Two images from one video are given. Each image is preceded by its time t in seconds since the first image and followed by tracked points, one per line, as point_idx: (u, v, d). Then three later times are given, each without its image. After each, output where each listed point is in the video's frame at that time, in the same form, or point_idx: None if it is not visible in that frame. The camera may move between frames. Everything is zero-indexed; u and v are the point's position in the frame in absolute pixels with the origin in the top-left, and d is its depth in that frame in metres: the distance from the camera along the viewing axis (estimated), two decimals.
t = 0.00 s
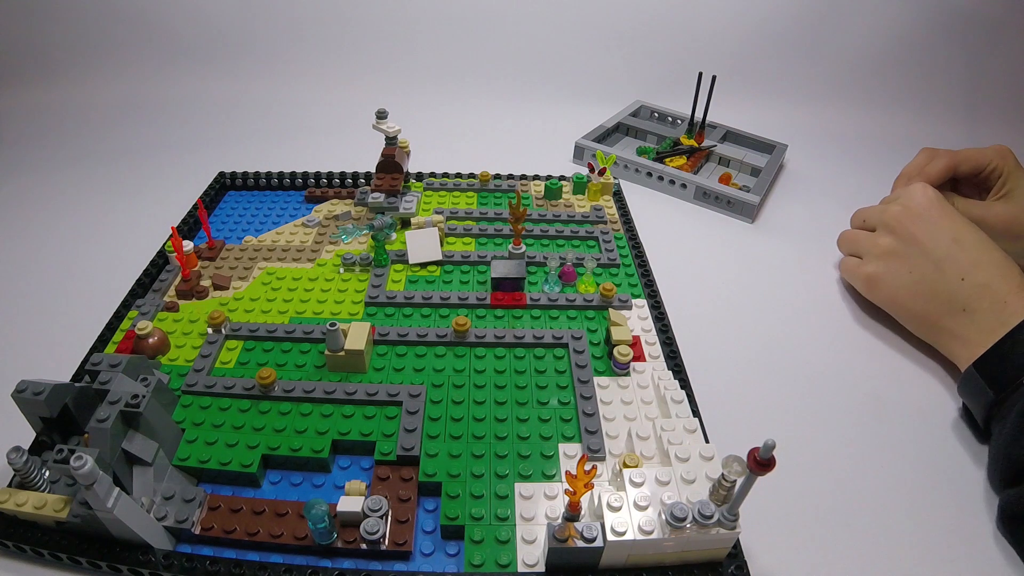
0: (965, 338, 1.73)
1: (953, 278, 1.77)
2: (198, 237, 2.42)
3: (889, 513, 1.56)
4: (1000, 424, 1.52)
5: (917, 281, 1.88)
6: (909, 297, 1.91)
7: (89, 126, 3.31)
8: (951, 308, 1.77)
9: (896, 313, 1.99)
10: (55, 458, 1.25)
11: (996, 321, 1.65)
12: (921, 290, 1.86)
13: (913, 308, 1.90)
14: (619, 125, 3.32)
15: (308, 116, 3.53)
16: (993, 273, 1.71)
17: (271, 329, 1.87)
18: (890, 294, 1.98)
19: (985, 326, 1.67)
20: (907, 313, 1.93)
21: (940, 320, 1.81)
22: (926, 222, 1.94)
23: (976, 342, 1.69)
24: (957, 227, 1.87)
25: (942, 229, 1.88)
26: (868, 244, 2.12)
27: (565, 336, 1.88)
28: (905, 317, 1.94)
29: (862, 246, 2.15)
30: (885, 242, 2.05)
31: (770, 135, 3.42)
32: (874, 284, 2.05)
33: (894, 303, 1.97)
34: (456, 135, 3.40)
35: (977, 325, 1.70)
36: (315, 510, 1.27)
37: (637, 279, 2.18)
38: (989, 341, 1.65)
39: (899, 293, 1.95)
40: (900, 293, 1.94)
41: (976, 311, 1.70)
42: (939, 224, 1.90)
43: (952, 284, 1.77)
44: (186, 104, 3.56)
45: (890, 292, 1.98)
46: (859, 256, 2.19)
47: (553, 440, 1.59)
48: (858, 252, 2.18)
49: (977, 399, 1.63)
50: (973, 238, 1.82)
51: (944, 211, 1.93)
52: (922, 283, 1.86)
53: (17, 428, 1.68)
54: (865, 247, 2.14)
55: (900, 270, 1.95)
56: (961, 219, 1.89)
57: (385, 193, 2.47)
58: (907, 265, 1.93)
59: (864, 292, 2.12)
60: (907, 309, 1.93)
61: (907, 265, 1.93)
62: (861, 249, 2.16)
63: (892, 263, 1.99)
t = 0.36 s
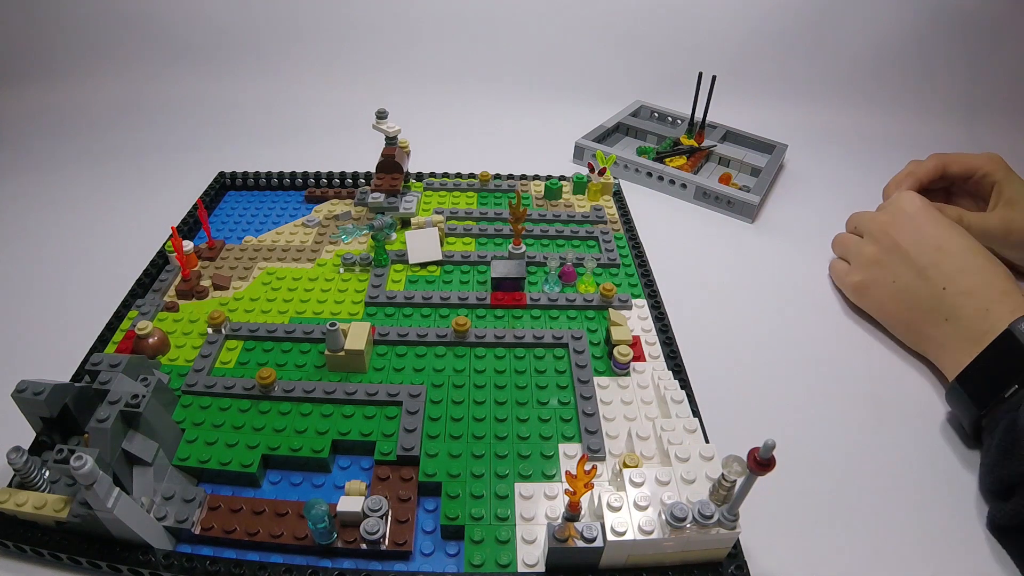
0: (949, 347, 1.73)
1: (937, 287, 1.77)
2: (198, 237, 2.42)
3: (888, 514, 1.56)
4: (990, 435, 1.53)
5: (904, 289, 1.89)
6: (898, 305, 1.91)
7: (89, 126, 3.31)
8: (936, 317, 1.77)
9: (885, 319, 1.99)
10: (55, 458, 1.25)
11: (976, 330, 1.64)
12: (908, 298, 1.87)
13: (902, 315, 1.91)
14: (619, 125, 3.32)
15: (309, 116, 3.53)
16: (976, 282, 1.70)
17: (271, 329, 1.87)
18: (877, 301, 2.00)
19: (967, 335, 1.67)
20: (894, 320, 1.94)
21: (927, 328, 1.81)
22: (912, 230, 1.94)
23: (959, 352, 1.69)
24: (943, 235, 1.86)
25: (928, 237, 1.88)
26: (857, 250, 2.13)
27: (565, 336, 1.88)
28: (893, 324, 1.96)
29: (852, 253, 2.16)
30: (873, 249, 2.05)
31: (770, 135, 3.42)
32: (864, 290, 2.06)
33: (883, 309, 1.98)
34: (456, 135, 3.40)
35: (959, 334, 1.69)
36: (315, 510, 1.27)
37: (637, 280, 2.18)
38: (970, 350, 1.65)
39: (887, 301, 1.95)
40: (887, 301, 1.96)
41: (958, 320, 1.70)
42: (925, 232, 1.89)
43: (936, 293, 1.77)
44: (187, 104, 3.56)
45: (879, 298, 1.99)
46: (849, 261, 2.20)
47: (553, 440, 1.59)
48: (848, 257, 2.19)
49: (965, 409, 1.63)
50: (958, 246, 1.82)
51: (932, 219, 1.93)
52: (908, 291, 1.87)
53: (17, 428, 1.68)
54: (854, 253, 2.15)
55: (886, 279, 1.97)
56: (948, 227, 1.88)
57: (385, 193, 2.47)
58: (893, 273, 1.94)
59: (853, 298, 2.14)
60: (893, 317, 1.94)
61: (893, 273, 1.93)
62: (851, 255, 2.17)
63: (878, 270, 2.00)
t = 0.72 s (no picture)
0: (959, 347, 1.73)
1: (951, 287, 1.77)
2: (198, 237, 2.42)
3: (888, 514, 1.56)
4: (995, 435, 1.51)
5: (918, 289, 1.88)
6: (911, 305, 1.91)
7: (88, 126, 3.32)
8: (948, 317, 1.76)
9: (899, 320, 1.99)
10: (55, 458, 1.25)
11: (988, 331, 1.63)
12: (922, 298, 1.86)
13: (915, 315, 1.90)
14: (619, 125, 3.32)
15: (308, 116, 3.53)
16: (991, 283, 1.69)
17: (271, 329, 1.87)
18: (892, 299, 2.00)
19: (978, 335, 1.66)
20: (907, 319, 1.94)
21: (939, 329, 1.80)
22: (927, 229, 1.93)
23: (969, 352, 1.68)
24: (959, 236, 1.85)
25: (944, 237, 1.87)
26: (871, 248, 2.13)
27: (565, 336, 1.88)
28: (906, 322, 1.95)
29: (865, 251, 2.16)
30: (887, 248, 2.05)
31: (770, 135, 3.43)
32: (878, 290, 2.06)
33: (896, 309, 1.98)
34: (456, 135, 3.40)
35: (971, 334, 1.68)
36: (315, 510, 1.27)
37: (636, 280, 2.18)
38: (981, 349, 1.64)
39: (902, 300, 1.95)
40: (901, 299, 1.96)
41: (970, 321, 1.69)
42: (941, 232, 1.89)
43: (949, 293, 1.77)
44: (187, 104, 3.56)
45: (893, 297, 1.99)
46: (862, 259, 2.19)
47: (553, 440, 1.59)
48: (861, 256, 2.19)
49: (972, 409, 1.62)
50: (973, 247, 1.81)
51: (948, 219, 1.92)
52: (922, 291, 1.87)
53: (17, 428, 1.68)
54: (868, 252, 2.15)
55: (900, 276, 1.96)
56: (964, 228, 1.88)
57: (385, 193, 2.47)
58: (908, 272, 1.93)
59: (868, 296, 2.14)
60: (907, 315, 1.94)
61: (907, 273, 1.93)
62: (865, 254, 2.17)
63: (892, 269, 2.00)
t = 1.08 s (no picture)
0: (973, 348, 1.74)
1: (967, 288, 1.76)
2: (198, 237, 2.42)
3: (889, 513, 1.56)
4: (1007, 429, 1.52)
5: (930, 288, 1.87)
6: (921, 303, 1.91)
7: (89, 126, 3.32)
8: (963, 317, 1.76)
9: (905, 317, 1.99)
10: (55, 458, 1.25)
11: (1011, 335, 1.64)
12: (934, 297, 1.85)
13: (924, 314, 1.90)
14: (619, 125, 3.32)
15: (308, 116, 3.53)
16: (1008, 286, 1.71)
17: (271, 329, 1.87)
18: (901, 296, 1.98)
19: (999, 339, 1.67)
20: (916, 316, 1.93)
21: (951, 329, 1.81)
22: (939, 228, 1.92)
23: (984, 351, 1.70)
24: (971, 237, 1.86)
25: (957, 237, 1.86)
26: (877, 243, 2.10)
27: (565, 336, 1.88)
28: (915, 319, 1.95)
29: (871, 247, 2.13)
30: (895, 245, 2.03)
31: (770, 135, 3.43)
32: (885, 286, 2.05)
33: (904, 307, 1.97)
34: (456, 135, 3.40)
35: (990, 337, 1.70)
36: (315, 510, 1.27)
37: (637, 280, 2.18)
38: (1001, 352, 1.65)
39: (911, 298, 1.94)
40: (911, 296, 1.94)
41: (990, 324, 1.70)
42: (954, 232, 1.88)
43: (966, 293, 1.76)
44: (187, 104, 3.56)
45: (901, 295, 1.98)
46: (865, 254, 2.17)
47: (553, 440, 1.59)
48: (865, 250, 2.16)
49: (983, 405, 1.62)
50: (986, 249, 1.82)
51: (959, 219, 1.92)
52: (935, 290, 1.85)
53: (17, 428, 1.68)
54: (873, 248, 2.12)
55: (911, 273, 1.94)
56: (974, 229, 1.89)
57: (385, 193, 2.47)
58: (919, 270, 1.92)
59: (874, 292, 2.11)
60: (916, 312, 1.93)
61: (919, 271, 1.91)
62: (870, 249, 2.14)
63: (902, 266, 1.98)
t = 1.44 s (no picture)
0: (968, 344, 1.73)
1: (959, 284, 1.77)
2: (198, 237, 2.41)
3: (889, 513, 1.56)
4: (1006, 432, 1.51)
5: (924, 287, 1.87)
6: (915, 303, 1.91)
7: (89, 126, 3.32)
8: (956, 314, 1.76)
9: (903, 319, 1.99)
10: (55, 458, 1.25)
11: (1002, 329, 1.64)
12: (927, 296, 1.86)
13: (920, 314, 1.90)
14: (619, 125, 3.32)
15: (308, 116, 3.53)
16: (1000, 280, 1.71)
17: (271, 329, 1.87)
18: (896, 298, 1.99)
19: (991, 333, 1.66)
20: (912, 317, 1.94)
21: (946, 326, 1.81)
22: (930, 226, 1.92)
23: (977, 347, 1.70)
24: (963, 232, 1.85)
25: (948, 234, 1.87)
26: (871, 245, 2.11)
27: (565, 336, 1.88)
28: (912, 321, 1.95)
29: (865, 249, 2.14)
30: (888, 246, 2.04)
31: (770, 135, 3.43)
32: (883, 288, 2.05)
33: (900, 307, 1.98)
34: (456, 135, 3.40)
35: (983, 332, 1.69)
36: (315, 510, 1.27)
37: (636, 280, 2.18)
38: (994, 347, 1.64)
39: (907, 299, 1.95)
40: (906, 297, 1.95)
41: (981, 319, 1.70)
42: (944, 229, 1.88)
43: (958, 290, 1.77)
44: (187, 104, 3.56)
45: (897, 296, 1.99)
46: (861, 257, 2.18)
47: (553, 440, 1.59)
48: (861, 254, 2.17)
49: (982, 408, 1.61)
50: (977, 243, 1.82)
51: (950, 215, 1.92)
52: (928, 289, 1.86)
53: (16, 428, 1.68)
54: (868, 250, 2.13)
55: (903, 275, 1.95)
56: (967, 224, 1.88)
57: (385, 193, 2.47)
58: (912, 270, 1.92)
59: (871, 295, 2.12)
60: (912, 314, 1.94)
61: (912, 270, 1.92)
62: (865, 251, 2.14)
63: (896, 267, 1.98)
